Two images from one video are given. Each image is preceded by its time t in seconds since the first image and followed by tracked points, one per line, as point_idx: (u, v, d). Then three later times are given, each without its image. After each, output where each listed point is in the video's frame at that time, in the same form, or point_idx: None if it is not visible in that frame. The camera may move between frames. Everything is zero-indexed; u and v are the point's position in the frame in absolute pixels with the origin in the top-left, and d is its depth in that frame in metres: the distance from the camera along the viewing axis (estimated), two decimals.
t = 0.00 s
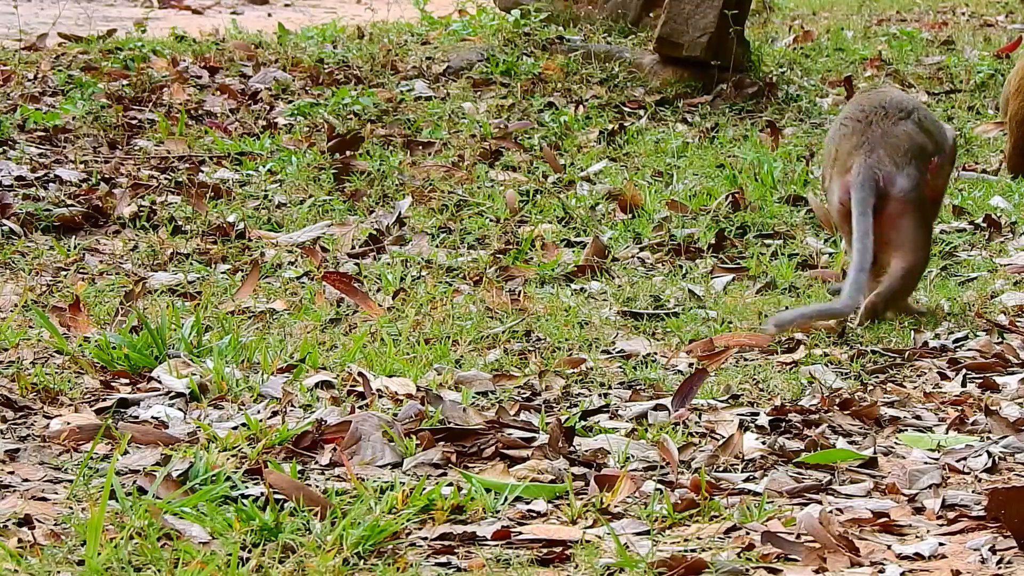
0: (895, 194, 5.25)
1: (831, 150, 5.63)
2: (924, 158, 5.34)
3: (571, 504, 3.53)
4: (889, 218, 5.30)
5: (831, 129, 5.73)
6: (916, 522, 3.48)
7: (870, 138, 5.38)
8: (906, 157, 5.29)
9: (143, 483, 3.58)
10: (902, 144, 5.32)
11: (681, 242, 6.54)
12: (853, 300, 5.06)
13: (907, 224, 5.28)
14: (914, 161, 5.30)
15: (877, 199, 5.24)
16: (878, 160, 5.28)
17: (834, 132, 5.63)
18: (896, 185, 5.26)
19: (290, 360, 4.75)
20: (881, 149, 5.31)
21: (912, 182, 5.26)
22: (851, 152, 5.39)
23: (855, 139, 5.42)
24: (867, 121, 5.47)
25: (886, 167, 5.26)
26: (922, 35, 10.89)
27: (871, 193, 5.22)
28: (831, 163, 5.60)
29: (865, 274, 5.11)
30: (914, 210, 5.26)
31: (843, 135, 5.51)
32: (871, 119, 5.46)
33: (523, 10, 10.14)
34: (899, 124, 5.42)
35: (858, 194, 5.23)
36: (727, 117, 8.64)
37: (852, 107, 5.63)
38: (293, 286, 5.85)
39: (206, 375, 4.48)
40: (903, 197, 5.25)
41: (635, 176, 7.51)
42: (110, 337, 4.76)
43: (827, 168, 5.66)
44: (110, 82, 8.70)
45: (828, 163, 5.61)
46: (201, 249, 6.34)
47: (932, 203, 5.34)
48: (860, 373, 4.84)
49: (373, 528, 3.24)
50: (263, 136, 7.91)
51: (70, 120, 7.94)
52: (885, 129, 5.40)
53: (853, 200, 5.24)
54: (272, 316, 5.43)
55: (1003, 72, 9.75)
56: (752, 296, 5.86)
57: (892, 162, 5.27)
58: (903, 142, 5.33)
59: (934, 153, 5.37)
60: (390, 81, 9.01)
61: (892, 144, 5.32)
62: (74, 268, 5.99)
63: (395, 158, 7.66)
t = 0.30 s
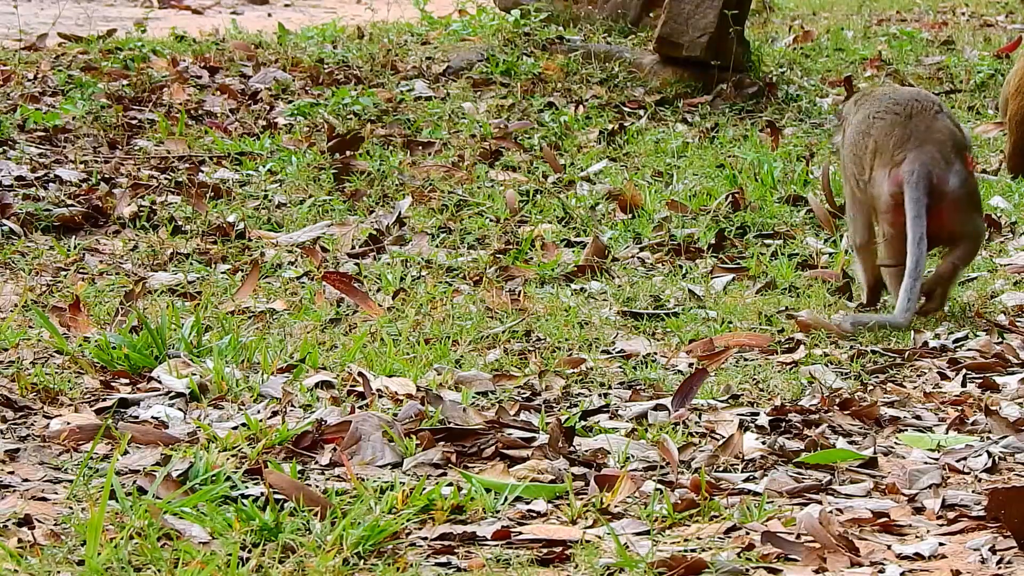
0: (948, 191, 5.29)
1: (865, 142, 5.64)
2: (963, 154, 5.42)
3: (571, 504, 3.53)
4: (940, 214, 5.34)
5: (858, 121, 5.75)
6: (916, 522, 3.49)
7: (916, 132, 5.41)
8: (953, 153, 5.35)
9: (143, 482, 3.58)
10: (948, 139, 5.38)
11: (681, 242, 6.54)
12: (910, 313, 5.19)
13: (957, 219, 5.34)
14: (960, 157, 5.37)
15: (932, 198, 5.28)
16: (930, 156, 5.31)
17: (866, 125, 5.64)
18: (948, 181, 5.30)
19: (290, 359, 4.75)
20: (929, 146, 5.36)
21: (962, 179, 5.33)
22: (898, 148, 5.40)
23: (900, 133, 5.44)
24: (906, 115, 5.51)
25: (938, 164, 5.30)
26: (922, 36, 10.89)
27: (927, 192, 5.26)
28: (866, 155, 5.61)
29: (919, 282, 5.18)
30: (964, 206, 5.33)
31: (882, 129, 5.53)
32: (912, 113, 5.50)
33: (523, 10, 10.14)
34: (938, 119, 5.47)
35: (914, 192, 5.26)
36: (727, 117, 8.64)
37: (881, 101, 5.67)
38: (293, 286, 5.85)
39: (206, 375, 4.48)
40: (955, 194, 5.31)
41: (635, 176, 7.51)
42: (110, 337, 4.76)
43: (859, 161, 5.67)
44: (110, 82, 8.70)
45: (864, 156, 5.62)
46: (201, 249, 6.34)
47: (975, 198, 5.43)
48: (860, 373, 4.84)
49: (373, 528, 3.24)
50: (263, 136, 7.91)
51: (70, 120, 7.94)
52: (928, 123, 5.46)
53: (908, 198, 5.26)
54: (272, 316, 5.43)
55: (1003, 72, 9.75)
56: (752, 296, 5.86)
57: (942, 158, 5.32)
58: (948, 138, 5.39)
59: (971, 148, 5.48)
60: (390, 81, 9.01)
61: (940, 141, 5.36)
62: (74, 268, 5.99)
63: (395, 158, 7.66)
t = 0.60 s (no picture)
0: (987, 184, 5.24)
1: (892, 136, 5.60)
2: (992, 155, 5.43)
3: (571, 504, 3.53)
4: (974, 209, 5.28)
5: (881, 118, 5.72)
6: (916, 522, 3.49)
7: (950, 125, 5.39)
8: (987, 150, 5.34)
9: (143, 483, 3.58)
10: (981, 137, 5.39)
11: (681, 242, 6.54)
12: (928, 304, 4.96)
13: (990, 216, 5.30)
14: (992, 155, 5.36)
15: (971, 189, 5.22)
16: (970, 148, 5.28)
17: (893, 121, 5.61)
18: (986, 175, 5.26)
19: (290, 359, 4.75)
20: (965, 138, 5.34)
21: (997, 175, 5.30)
22: (935, 139, 5.36)
23: (934, 125, 5.41)
24: (936, 111, 5.50)
25: (977, 157, 5.27)
26: (922, 35, 10.89)
27: (967, 182, 5.20)
28: (893, 150, 5.57)
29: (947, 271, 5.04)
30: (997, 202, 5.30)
31: (913, 123, 5.50)
32: (941, 109, 5.50)
33: (523, 10, 10.14)
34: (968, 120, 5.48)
35: (954, 180, 5.19)
36: (727, 117, 8.63)
37: (904, 100, 5.67)
38: (293, 286, 5.85)
39: (206, 375, 4.48)
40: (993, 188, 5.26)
41: (635, 176, 7.51)
42: (110, 337, 4.76)
43: (885, 157, 5.61)
44: (110, 82, 8.70)
45: (892, 150, 5.57)
46: (201, 249, 6.34)
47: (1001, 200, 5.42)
48: (860, 373, 4.84)
49: (373, 528, 3.24)
50: (263, 136, 7.91)
51: (70, 120, 7.94)
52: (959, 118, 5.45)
53: (949, 187, 5.19)
54: (272, 316, 5.44)
55: (1003, 72, 9.74)
56: (752, 296, 5.85)
57: (980, 152, 5.30)
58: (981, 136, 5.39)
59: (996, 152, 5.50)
60: (390, 81, 9.01)
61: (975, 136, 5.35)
62: (74, 268, 5.99)
63: (395, 158, 7.66)
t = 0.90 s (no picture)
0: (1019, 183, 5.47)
1: (913, 133, 5.69)
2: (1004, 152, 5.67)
3: (571, 504, 3.53)
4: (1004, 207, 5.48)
5: (896, 114, 5.80)
6: (916, 522, 3.49)
7: (979, 123, 5.56)
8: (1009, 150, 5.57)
9: (143, 482, 3.58)
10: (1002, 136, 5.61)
11: (681, 242, 6.54)
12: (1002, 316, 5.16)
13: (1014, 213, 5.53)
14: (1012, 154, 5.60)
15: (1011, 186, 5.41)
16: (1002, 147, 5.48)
17: (916, 117, 5.70)
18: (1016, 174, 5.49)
19: (290, 359, 4.75)
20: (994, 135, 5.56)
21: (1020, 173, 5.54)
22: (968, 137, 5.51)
23: (963, 121, 5.57)
24: (957, 108, 5.66)
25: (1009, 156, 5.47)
26: (922, 35, 10.89)
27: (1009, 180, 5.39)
28: (917, 145, 5.67)
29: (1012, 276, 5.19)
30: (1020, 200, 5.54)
31: (938, 118, 5.63)
32: (961, 104, 5.66)
33: (523, 10, 10.13)
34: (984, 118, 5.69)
35: (998, 177, 5.39)
36: (727, 117, 8.63)
37: (919, 96, 5.78)
38: (293, 286, 5.85)
39: (206, 375, 4.48)
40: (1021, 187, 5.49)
41: (635, 176, 7.51)
42: (110, 337, 4.76)
43: (907, 151, 5.70)
44: (110, 82, 8.70)
45: (917, 145, 5.66)
46: (201, 249, 6.34)
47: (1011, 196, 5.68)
48: (860, 373, 4.84)
49: (373, 528, 3.24)
50: (263, 136, 7.91)
51: (70, 120, 7.93)
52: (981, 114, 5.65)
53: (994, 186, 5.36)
54: (272, 316, 5.44)
55: (1003, 72, 9.74)
56: (752, 296, 5.85)
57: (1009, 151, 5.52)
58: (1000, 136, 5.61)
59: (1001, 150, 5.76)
60: (390, 81, 9.01)
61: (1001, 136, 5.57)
62: (74, 268, 5.99)
63: (395, 158, 7.66)
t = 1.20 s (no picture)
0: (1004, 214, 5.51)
1: (906, 155, 5.69)
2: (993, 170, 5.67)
3: (571, 504, 3.53)
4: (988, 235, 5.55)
5: (891, 132, 5.76)
6: (916, 522, 3.49)
7: (969, 152, 5.54)
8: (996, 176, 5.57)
9: (143, 482, 3.58)
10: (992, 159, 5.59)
11: (681, 242, 6.54)
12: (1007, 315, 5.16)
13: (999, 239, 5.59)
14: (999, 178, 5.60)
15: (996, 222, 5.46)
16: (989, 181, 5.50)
17: (909, 139, 5.68)
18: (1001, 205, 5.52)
19: (290, 359, 4.75)
20: (983, 161, 5.55)
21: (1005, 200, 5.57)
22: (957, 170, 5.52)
23: (953, 151, 5.55)
24: (950, 131, 5.61)
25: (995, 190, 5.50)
26: (922, 35, 10.89)
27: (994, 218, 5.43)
28: (907, 171, 5.69)
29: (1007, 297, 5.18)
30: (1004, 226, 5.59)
31: (930, 144, 5.61)
32: (953, 126, 5.62)
33: (523, 10, 10.13)
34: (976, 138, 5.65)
35: (982, 216, 5.43)
36: (727, 117, 8.63)
37: (911, 111, 5.72)
38: (293, 286, 5.85)
39: (206, 375, 4.48)
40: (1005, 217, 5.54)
41: (635, 176, 7.51)
42: (110, 337, 4.76)
43: (898, 174, 5.74)
44: (110, 82, 8.70)
45: (908, 170, 5.68)
46: (201, 249, 6.34)
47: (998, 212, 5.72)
48: (860, 373, 4.85)
49: (373, 528, 3.24)
50: (263, 136, 7.91)
51: (70, 120, 7.94)
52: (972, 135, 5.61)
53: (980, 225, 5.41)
54: (272, 316, 5.44)
55: (1003, 72, 9.74)
56: (751, 296, 5.85)
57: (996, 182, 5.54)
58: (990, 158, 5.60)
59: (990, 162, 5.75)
60: (390, 81, 9.01)
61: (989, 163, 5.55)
62: (74, 268, 5.99)
63: (395, 158, 7.66)
